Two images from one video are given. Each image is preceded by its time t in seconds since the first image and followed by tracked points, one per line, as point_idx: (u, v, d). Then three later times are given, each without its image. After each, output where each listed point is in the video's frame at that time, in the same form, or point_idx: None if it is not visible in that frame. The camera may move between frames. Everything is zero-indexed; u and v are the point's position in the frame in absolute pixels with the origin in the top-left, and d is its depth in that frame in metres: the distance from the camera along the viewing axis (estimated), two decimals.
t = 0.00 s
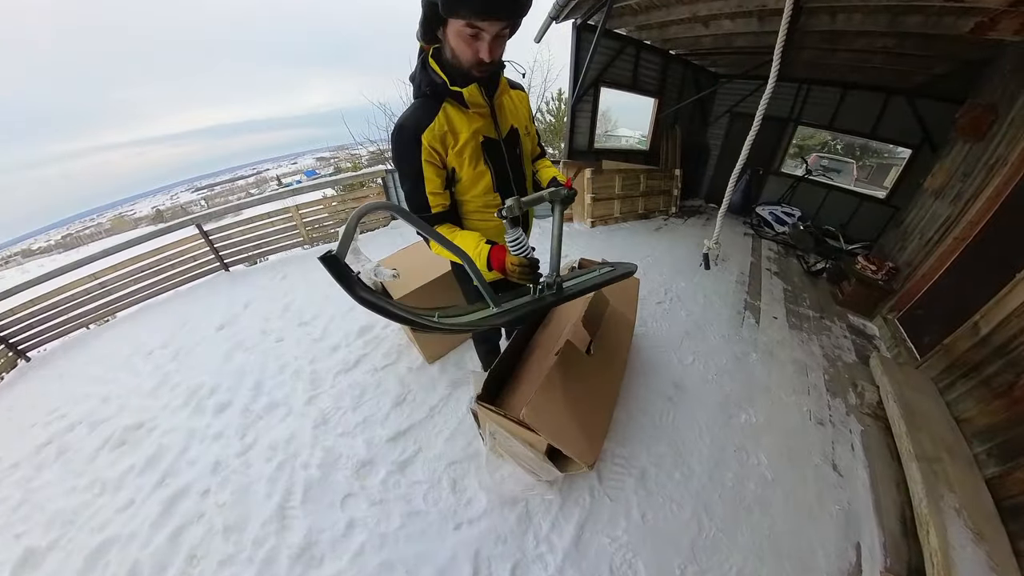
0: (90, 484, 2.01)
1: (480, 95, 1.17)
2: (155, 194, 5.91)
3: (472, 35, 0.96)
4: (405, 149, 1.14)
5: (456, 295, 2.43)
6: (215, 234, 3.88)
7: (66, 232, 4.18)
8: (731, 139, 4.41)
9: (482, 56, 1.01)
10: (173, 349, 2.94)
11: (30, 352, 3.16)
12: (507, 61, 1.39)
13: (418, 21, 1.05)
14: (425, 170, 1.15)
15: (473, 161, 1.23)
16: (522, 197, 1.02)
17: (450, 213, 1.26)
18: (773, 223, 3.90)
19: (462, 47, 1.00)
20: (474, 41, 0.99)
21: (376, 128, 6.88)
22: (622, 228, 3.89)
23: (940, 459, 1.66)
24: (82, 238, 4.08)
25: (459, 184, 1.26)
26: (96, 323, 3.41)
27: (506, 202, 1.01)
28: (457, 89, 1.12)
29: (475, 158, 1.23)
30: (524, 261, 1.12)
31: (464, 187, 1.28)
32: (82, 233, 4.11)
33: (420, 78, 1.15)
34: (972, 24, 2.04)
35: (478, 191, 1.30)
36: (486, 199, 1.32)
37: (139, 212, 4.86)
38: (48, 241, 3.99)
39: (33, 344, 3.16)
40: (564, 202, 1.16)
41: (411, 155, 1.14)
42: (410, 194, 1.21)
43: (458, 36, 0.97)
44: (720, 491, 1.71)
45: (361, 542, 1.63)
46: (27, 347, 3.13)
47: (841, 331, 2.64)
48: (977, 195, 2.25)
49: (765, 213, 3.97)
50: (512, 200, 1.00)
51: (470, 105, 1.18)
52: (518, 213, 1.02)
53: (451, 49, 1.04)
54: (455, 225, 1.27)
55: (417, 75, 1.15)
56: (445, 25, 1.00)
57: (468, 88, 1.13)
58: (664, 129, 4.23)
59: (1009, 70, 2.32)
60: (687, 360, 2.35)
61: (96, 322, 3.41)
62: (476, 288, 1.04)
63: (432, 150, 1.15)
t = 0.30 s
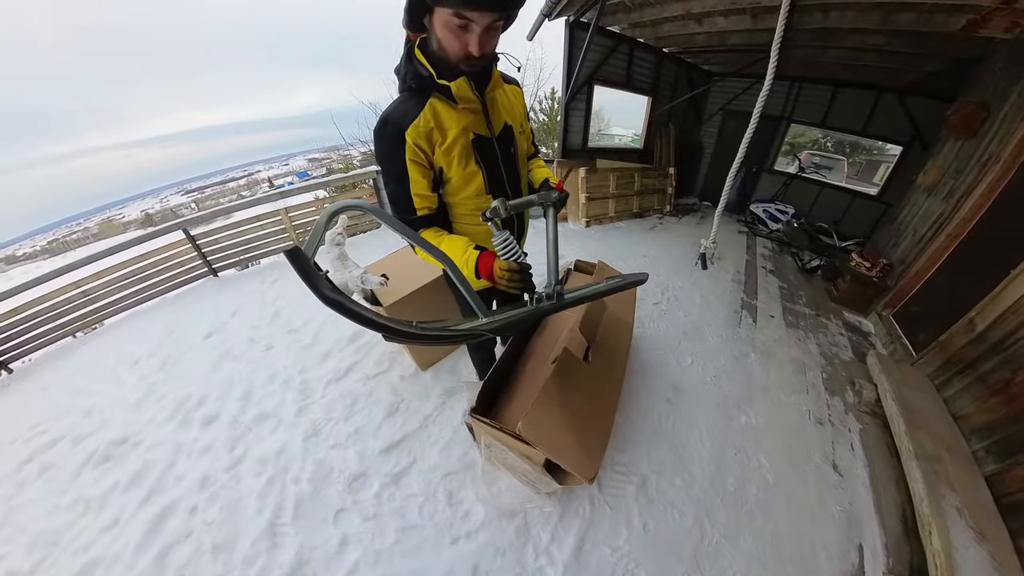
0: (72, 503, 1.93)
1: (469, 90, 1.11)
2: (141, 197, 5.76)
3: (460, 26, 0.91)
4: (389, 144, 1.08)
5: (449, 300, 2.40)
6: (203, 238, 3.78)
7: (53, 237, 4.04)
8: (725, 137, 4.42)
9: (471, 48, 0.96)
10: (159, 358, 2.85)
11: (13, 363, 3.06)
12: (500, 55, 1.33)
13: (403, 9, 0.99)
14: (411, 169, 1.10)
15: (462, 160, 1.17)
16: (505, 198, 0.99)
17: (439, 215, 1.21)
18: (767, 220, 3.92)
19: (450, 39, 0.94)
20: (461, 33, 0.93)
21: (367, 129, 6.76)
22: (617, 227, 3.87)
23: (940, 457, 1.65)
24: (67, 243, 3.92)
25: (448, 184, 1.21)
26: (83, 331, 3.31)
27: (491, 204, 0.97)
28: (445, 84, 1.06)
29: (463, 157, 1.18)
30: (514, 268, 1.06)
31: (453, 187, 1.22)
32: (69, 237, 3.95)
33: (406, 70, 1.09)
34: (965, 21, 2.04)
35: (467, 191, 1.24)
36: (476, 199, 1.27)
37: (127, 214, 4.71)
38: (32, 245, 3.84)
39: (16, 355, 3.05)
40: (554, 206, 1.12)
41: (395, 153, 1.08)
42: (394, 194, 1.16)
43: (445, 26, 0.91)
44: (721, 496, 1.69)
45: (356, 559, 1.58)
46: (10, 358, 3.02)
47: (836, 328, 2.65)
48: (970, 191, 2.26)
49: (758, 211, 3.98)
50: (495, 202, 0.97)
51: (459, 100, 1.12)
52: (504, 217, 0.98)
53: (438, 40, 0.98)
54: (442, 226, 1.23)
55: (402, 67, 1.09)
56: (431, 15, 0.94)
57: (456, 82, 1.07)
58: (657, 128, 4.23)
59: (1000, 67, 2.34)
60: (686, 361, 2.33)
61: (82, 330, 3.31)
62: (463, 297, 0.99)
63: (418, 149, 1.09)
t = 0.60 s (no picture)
0: (62, 517, 1.88)
1: (465, 83, 1.09)
2: (129, 200, 5.66)
3: (448, 12, 0.88)
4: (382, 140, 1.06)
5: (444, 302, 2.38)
6: (193, 242, 3.72)
7: (40, 242, 3.95)
8: (718, 135, 4.45)
9: (459, 34, 0.93)
10: (150, 366, 2.79)
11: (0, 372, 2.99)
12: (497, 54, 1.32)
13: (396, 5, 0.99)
14: (406, 164, 1.07)
15: (459, 157, 1.15)
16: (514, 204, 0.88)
17: (436, 213, 1.19)
18: (760, 217, 3.95)
19: (440, 27, 0.93)
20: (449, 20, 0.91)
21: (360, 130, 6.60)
22: (612, 226, 3.87)
23: (935, 451, 1.66)
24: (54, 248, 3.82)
25: (445, 182, 1.19)
26: (71, 339, 3.24)
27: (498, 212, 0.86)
28: (439, 76, 1.05)
29: (460, 154, 1.16)
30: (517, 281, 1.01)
31: (449, 186, 1.20)
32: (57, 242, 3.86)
33: (400, 64, 1.08)
34: (954, 20, 2.07)
35: (464, 190, 1.23)
36: (473, 199, 1.26)
37: (115, 218, 4.61)
38: (17, 251, 3.75)
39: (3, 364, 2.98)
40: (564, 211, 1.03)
41: (390, 149, 1.06)
42: (389, 193, 1.12)
43: (433, 12, 0.89)
44: (721, 494, 1.69)
45: (354, 568, 1.56)
46: None
47: (831, 324, 2.68)
48: (960, 187, 2.29)
49: (751, 208, 4.02)
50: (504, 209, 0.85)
51: (455, 95, 1.11)
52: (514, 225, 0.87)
53: (428, 30, 0.96)
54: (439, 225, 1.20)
55: (396, 61, 1.08)
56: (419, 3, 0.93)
57: (452, 75, 1.06)
58: (651, 126, 4.24)
59: (988, 65, 2.37)
60: (684, 360, 2.34)
61: (71, 338, 3.24)
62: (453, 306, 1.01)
63: (414, 144, 1.07)
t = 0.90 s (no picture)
0: (51, 528, 1.84)
1: (457, 74, 1.09)
2: (119, 203, 5.56)
3: None
4: (375, 134, 1.05)
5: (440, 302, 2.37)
6: (184, 245, 3.66)
7: (28, 246, 3.88)
8: (712, 133, 4.48)
9: (441, 18, 0.91)
10: (142, 371, 2.74)
11: None
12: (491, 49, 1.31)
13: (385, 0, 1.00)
14: (399, 158, 1.06)
15: (453, 151, 1.14)
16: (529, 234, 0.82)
17: (431, 210, 1.17)
18: (754, 215, 3.98)
19: (422, 14, 0.92)
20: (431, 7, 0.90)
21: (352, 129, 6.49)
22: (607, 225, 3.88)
23: (931, 443, 1.67)
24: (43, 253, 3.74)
25: (440, 178, 1.18)
26: (61, 345, 3.18)
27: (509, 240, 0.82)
28: (430, 69, 1.05)
29: (454, 148, 1.14)
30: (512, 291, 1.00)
31: (445, 181, 1.19)
32: (46, 247, 3.78)
33: (392, 58, 1.08)
34: (944, 18, 2.09)
35: (459, 185, 1.21)
36: (468, 195, 1.24)
37: (104, 221, 4.53)
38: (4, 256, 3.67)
39: None
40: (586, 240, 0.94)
41: (382, 142, 1.05)
42: (383, 189, 1.11)
43: None
44: (721, 492, 1.69)
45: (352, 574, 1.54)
46: None
47: (825, 320, 2.69)
48: (952, 183, 2.31)
49: (746, 205, 4.08)
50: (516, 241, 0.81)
51: (447, 87, 1.10)
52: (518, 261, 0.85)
53: (413, 19, 0.96)
54: (434, 221, 1.18)
55: (387, 55, 1.07)
56: None
57: (444, 66, 1.06)
58: (645, 124, 4.26)
59: (977, 62, 2.40)
60: (681, 358, 2.34)
61: (60, 344, 3.18)
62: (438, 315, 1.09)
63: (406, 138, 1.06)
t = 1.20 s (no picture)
0: (42, 537, 1.80)
1: (449, 68, 1.08)
2: (110, 205, 5.49)
3: None
4: (366, 129, 1.05)
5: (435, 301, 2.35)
6: (176, 247, 3.61)
7: (16, 250, 3.80)
8: (707, 131, 4.51)
9: (429, 18, 0.91)
10: (134, 376, 2.70)
11: None
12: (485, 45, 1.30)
13: None
14: (389, 152, 1.05)
15: (444, 145, 1.12)
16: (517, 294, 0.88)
17: (422, 205, 1.16)
18: (749, 212, 4.02)
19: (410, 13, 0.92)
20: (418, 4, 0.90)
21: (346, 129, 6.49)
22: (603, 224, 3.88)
23: (926, 436, 1.67)
24: (32, 257, 3.64)
25: (433, 173, 1.17)
26: (51, 350, 3.11)
27: (507, 293, 0.86)
28: (421, 63, 1.04)
29: (445, 142, 1.13)
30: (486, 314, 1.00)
31: (436, 176, 1.18)
32: (35, 251, 3.69)
33: (384, 53, 1.07)
34: (934, 16, 2.11)
35: (451, 180, 1.20)
36: (459, 191, 1.23)
37: (95, 224, 4.46)
38: None
39: None
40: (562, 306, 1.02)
41: (372, 137, 1.04)
42: (373, 185, 1.09)
43: None
44: (720, 489, 1.69)
45: None
46: None
47: (820, 316, 2.71)
48: (943, 179, 2.33)
49: (741, 203, 4.11)
50: (497, 301, 0.85)
51: (438, 81, 1.09)
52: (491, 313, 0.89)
53: (403, 18, 0.97)
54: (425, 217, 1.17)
55: (379, 50, 1.07)
56: None
57: (434, 59, 1.05)
58: (639, 123, 4.27)
59: (968, 60, 2.43)
60: (678, 355, 2.34)
61: (50, 350, 3.11)
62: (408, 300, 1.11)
63: (396, 131, 1.05)
